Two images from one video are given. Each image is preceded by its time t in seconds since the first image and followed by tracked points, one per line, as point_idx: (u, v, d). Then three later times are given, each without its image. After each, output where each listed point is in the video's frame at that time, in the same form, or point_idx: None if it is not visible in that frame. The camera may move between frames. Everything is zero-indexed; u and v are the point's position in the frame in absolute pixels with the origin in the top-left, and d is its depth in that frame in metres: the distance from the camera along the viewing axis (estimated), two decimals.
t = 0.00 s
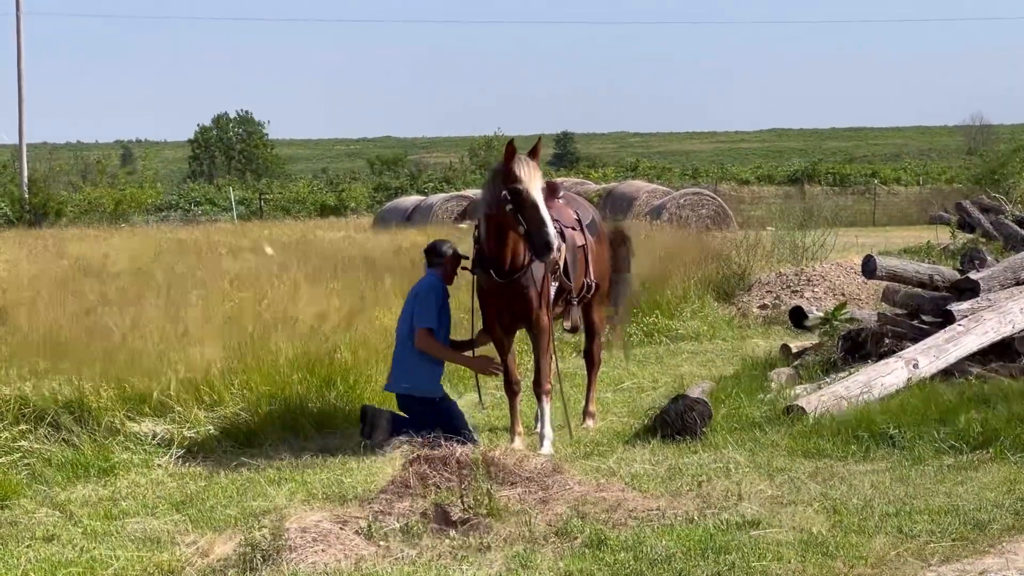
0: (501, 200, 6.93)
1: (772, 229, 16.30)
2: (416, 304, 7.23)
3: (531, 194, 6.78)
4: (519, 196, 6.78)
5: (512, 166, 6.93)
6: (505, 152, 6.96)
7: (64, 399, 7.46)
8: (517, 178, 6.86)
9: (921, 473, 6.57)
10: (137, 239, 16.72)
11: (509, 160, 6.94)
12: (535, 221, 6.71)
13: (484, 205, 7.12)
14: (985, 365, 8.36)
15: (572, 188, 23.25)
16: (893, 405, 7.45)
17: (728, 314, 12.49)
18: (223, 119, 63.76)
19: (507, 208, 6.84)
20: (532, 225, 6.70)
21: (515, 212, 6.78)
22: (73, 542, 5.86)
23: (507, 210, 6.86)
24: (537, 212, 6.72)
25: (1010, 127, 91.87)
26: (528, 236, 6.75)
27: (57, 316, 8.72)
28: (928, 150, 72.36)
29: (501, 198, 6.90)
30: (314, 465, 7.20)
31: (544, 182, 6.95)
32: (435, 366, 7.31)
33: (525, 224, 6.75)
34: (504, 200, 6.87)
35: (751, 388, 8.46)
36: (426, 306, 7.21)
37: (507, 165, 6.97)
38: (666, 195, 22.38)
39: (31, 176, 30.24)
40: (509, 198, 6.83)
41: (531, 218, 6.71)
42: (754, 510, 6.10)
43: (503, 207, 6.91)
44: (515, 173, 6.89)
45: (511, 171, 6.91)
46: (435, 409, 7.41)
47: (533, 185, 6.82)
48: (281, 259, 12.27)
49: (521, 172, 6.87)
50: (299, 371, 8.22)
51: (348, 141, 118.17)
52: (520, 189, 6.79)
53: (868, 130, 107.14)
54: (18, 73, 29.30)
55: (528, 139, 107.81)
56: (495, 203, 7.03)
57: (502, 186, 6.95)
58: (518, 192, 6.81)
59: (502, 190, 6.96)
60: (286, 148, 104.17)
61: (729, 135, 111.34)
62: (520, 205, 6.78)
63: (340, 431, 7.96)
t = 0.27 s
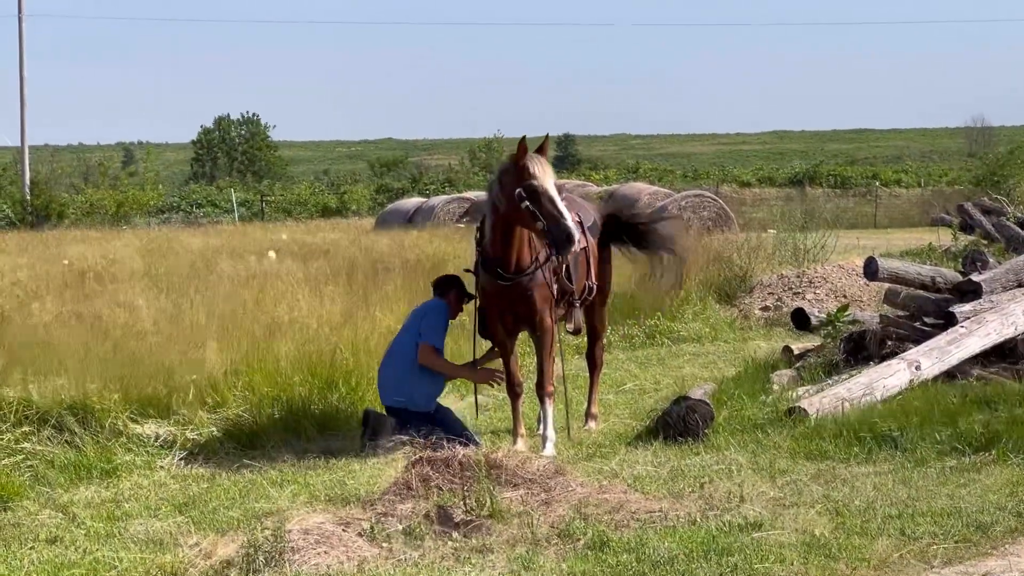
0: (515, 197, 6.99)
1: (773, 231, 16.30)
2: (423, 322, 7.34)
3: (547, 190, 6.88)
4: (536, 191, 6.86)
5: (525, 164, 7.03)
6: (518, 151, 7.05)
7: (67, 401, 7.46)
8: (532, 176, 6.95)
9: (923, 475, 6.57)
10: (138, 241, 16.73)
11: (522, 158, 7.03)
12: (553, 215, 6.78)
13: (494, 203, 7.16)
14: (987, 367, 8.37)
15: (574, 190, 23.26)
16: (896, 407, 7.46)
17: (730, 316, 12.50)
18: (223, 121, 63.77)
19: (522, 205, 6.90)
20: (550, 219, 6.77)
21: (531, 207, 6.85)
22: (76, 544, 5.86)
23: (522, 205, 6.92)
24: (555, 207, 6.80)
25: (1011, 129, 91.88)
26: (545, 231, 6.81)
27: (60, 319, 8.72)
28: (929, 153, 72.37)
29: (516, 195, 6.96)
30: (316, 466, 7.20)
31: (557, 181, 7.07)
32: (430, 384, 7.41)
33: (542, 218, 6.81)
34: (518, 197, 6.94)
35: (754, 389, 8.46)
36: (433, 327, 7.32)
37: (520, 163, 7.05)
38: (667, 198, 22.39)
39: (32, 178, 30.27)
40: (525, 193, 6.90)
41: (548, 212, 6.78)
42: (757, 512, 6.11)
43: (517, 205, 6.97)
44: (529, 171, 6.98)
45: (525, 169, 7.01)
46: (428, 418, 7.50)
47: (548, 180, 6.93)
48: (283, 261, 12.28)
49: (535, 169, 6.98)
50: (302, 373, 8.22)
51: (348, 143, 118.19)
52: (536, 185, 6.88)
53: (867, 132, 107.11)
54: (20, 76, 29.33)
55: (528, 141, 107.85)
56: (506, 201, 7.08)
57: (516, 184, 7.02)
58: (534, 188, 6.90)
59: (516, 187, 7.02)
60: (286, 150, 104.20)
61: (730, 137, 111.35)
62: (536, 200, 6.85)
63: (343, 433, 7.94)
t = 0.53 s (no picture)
0: (528, 194, 6.97)
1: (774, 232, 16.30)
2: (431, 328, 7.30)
3: (562, 188, 6.89)
4: (551, 189, 6.86)
5: (537, 163, 7.01)
6: (529, 150, 7.03)
7: (68, 403, 7.46)
8: (545, 175, 6.94)
9: (924, 477, 6.57)
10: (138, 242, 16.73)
11: (533, 155, 7.02)
12: (570, 212, 6.79)
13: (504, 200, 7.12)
14: (988, 369, 8.36)
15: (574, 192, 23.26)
16: (896, 408, 7.45)
17: (731, 318, 12.49)
18: (224, 122, 63.79)
19: (537, 202, 6.89)
20: (567, 216, 6.78)
21: (547, 204, 6.84)
22: (77, 545, 5.86)
23: (536, 203, 6.90)
24: (571, 204, 6.82)
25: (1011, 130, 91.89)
26: (561, 228, 6.81)
27: (60, 320, 8.72)
28: (930, 154, 72.38)
29: (529, 192, 6.94)
30: (317, 468, 7.20)
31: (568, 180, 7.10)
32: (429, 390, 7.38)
33: (558, 215, 6.82)
34: (532, 194, 6.92)
35: (754, 391, 8.46)
36: (442, 333, 7.29)
37: (531, 161, 7.04)
38: (668, 199, 22.39)
39: (33, 179, 30.30)
40: (540, 191, 6.90)
41: (565, 210, 6.79)
42: (758, 514, 6.11)
43: (531, 202, 6.95)
44: (542, 170, 6.97)
45: (537, 168, 6.99)
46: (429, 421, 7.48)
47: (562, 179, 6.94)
48: (284, 263, 12.28)
49: (549, 168, 6.97)
50: (302, 374, 8.20)
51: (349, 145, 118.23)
52: (551, 182, 6.88)
53: (868, 133, 107.12)
54: (21, 77, 29.37)
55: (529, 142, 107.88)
56: (517, 198, 7.05)
57: (527, 181, 7.01)
58: (548, 187, 6.89)
59: (528, 184, 7.00)
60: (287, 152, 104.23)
61: (730, 138, 111.36)
62: (552, 198, 6.85)
63: (343, 435, 7.95)
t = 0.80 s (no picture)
0: (533, 191, 6.94)
1: (773, 233, 16.30)
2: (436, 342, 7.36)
3: (568, 185, 6.89)
4: (557, 186, 6.85)
5: (541, 161, 6.99)
6: (534, 148, 7.00)
7: (67, 404, 7.45)
8: (550, 173, 6.92)
9: (923, 478, 6.57)
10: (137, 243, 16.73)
11: (538, 152, 7.00)
12: (576, 209, 6.78)
13: (506, 197, 7.08)
14: (988, 369, 8.36)
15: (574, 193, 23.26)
16: (896, 409, 7.45)
17: (730, 319, 12.49)
18: (223, 123, 63.79)
19: (542, 199, 6.87)
20: (573, 213, 6.77)
21: (553, 201, 6.83)
22: (76, 546, 5.86)
23: (542, 200, 6.88)
24: (577, 202, 6.81)
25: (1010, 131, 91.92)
26: (567, 226, 6.80)
27: (60, 320, 8.71)
28: (929, 155, 72.41)
29: (534, 189, 6.92)
30: (316, 468, 7.20)
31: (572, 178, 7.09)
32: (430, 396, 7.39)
33: (564, 212, 6.81)
34: (538, 191, 6.90)
35: (754, 391, 8.45)
36: (449, 346, 7.34)
37: (536, 159, 7.01)
38: (667, 200, 22.39)
39: (32, 180, 30.30)
40: (546, 188, 6.88)
41: (571, 207, 6.78)
42: (757, 514, 6.10)
43: (535, 199, 6.92)
44: (547, 168, 6.95)
45: (543, 165, 6.97)
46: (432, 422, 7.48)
47: (568, 176, 6.93)
48: (283, 263, 12.27)
49: (554, 165, 6.96)
50: (301, 375, 8.19)
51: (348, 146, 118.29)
52: (557, 180, 6.87)
53: (867, 135, 107.19)
54: (21, 78, 29.37)
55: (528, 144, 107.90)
56: (521, 196, 7.02)
57: (532, 179, 6.98)
58: (553, 184, 6.88)
59: (533, 181, 6.98)
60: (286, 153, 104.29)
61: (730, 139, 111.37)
62: (558, 195, 6.84)
63: (341, 435, 7.95)
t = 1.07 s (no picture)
0: (534, 192, 6.94)
1: (770, 233, 16.30)
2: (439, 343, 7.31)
3: (568, 188, 6.89)
4: (558, 188, 6.85)
5: (543, 162, 7.00)
6: (535, 149, 7.00)
7: (64, 403, 7.45)
8: (551, 175, 6.93)
9: (920, 477, 6.57)
10: (135, 242, 16.72)
11: (539, 153, 7.01)
12: (577, 211, 6.79)
13: (506, 198, 7.08)
14: (985, 369, 8.37)
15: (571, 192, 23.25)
16: (893, 409, 7.45)
17: (727, 318, 12.49)
18: (222, 122, 63.77)
19: (543, 200, 6.87)
20: (574, 216, 6.77)
21: (554, 203, 6.84)
22: (73, 545, 5.86)
23: (542, 201, 6.88)
24: (577, 204, 6.82)
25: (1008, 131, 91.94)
26: (567, 227, 6.81)
27: (57, 320, 8.71)
28: (927, 154, 72.43)
29: (535, 191, 6.92)
30: (313, 468, 7.20)
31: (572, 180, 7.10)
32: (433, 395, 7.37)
33: (565, 214, 6.81)
34: (538, 193, 6.90)
35: (751, 391, 8.45)
36: (455, 348, 7.27)
37: (537, 160, 7.02)
38: (665, 199, 22.39)
39: (30, 179, 30.28)
40: (547, 190, 6.88)
41: (572, 209, 6.79)
42: (754, 514, 6.11)
43: (535, 200, 6.93)
44: (549, 170, 6.96)
45: (544, 167, 6.98)
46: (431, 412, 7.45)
47: (568, 178, 6.94)
48: (280, 262, 12.26)
49: (555, 167, 6.96)
50: (299, 375, 8.19)
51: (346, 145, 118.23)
52: (558, 182, 6.87)
53: (865, 133, 107.22)
54: (18, 77, 29.34)
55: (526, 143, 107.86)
56: (521, 197, 7.02)
57: (532, 180, 6.98)
58: (554, 186, 6.88)
59: (534, 182, 6.98)
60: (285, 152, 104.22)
61: (728, 138, 111.39)
62: (559, 196, 6.84)
63: (339, 435, 7.95)
